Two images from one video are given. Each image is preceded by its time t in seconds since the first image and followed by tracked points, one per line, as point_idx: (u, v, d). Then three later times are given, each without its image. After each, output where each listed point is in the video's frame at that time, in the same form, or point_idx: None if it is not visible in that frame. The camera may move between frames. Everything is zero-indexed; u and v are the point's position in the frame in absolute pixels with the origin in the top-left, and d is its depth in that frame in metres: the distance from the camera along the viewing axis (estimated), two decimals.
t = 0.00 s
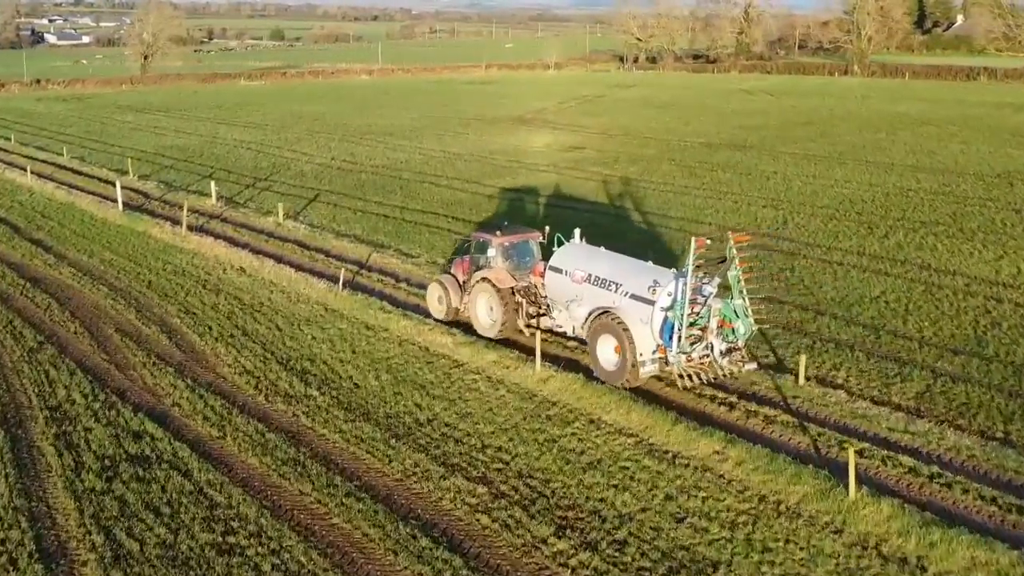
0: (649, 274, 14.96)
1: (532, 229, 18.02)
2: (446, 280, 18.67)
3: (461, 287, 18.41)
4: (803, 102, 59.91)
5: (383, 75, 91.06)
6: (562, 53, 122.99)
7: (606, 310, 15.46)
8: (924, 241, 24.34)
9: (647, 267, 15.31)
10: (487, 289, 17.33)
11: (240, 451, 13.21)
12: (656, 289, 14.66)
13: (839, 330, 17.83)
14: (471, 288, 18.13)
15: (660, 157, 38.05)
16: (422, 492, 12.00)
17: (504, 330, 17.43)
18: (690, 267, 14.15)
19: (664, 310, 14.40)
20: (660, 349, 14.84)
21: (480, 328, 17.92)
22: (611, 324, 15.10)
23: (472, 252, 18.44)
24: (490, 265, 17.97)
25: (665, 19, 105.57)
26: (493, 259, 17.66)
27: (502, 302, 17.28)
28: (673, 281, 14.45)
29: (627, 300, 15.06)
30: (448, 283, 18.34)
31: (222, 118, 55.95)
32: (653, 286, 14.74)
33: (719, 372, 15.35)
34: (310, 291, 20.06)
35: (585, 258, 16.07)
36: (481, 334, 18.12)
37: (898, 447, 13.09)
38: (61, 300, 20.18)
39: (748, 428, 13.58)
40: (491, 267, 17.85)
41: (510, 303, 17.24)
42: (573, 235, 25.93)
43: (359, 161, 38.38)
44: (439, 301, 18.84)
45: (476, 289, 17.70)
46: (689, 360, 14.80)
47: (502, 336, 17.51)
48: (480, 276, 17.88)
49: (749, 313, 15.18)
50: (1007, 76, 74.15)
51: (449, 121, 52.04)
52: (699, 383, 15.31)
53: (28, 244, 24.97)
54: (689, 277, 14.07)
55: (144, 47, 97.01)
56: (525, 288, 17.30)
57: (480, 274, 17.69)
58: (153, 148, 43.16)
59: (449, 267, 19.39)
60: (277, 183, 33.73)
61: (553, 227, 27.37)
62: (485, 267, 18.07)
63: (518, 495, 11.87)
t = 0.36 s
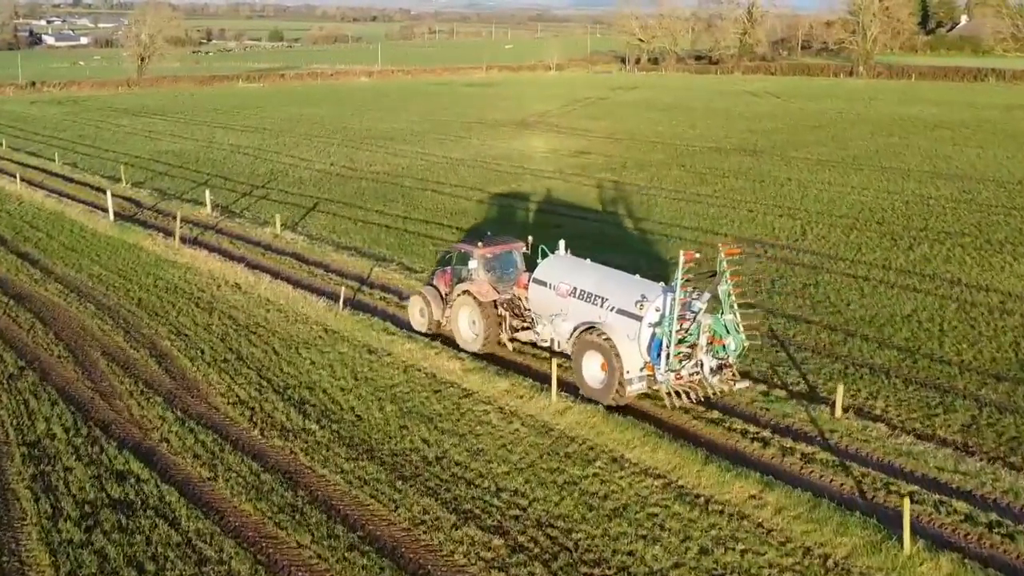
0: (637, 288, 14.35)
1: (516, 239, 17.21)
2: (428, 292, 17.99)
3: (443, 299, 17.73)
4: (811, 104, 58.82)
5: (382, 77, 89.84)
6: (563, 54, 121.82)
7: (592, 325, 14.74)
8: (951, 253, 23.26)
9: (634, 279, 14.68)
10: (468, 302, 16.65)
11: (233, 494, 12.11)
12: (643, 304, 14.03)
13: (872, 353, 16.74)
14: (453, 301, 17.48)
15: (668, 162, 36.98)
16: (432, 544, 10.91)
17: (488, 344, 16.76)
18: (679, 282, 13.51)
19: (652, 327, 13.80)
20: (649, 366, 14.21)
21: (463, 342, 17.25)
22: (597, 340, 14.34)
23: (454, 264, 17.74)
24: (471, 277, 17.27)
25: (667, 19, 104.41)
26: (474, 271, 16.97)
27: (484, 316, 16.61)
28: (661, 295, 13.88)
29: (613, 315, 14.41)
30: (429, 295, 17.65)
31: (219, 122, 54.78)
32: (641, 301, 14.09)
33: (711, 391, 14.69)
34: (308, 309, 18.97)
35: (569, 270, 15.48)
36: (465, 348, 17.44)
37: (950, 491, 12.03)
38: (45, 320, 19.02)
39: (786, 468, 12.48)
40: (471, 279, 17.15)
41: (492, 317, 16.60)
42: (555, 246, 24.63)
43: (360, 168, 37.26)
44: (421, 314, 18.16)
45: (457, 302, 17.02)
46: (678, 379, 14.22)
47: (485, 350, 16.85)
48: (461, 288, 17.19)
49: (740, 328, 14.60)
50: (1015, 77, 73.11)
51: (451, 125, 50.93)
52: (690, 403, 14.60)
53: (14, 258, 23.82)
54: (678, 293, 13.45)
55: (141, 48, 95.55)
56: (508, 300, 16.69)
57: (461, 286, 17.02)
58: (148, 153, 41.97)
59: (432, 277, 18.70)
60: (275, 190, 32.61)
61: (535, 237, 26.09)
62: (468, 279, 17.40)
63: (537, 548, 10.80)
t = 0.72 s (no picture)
0: (626, 300, 14.04)
1: (504, 249, 16.94)
2: (415, 302, 17.69)
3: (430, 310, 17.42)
4: (819, 107, 57.89)
5: (382, 80, 88.82)
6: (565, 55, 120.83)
7: (579, 338, 14.47)
8: (979, 265, 22.37)
9: (622, 290, 14.41)
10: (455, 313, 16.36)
11: (232, 537, 11.19)
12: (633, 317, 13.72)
13: (907, 375, 15.86)
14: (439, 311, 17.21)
15: (677, 168, 36.10)
16: None
17: (474, 356, 16.45)
18: (668, 294, 13.24)
19: (641, 341, 13.49)
20: (638, 381, 13.91)
21: (450, 355, 16.93)
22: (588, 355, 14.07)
23: (441, 273, 17.47)
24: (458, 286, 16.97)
25: (670, 20, 103.45)
26: (461, 280, 16.67)
27: (471, 327, 16.29)
28: (650, 308, 13.61)
29: (602, 328, 14.12)
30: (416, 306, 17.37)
31: (217, 126, 53.86)
32: (630, 313, 13.77)
33: (702, 406, 14.38)
34: (310, 327, 18.11)
35: (556, 281, 15.24)
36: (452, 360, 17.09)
37: (1007, 533, 11.14)
38: (34, 339, 18.08)
39: (827, 507, 11.60)
40: (459, 289, 16.85)
41: (479, 328, 16.29)
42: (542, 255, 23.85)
43: (362, 174, 36.35)
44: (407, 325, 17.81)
45: (443, 313, 16.71)
46: (668, 393, 13.89)
47: (471, 362, 16.55)
48: (448, 298, 16.89)
49: (731, 340, 14.28)
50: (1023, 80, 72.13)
51: (453, 129, 50.06)
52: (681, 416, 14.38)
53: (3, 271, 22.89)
54: (666, 305, 13.17)
55: (139, 51, 94.30)
56: (495, 311, 16.40)
57: (447, 296, 16.74)
58: (145, 159, 41.04)
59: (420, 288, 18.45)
60: (275, 198, 31.71)
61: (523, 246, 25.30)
62: (455, 288, 17.10)
63: None
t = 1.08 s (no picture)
0: (619, 312, 13.57)
1: (494, 258, 16.49)
2: (406, 314, 17.29)
3: (420, 322, 17.01)
4: (830, 110, 56.91)
5: (383, 83, 87.80)
6: (567, 57, 119.83)
7: (572, 351, 14.07)
8: (1017, 279, 21.44)
9: (616, 302, 13.95)
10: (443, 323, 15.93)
11: None
12: (626, 330, 13.24)
13: (957, 401, 14.93)
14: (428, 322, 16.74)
15: (691, 174, 35.15)
16: None
17: (465, 368, 15.96)
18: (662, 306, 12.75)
19: (635, 355, 13.00)
20: (632, 397, 13.40)
21: (440, 368, 16.43)
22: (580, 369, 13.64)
23: (431, 284, 17.08)
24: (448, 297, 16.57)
25: (673, 22, 102.46)
26: (450, 291, 16.29)
27: (460, 338, 15.85)
28: (644, 320, 13.15)
29: (594, 341, 13.60)
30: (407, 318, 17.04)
31: (218, 131, 52.83)
32: (623, 325, 13.34)
33: (697, 422, 13.89)
34: (320, 349, 17.14)
35: (548, 293, 14.74)
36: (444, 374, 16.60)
37: None
38: (28, 362, 17.07)
39: (892, 555, 10.67)
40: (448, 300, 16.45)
41: (469, 339, 15.79)
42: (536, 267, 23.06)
43: (367, 181, 35.36)
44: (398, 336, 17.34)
45: (432, 324, 16.30)
46: (663, 410, 13.38)
47: (462, 375, 16.05)
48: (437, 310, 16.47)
49: (729, 354, 13.78)
50: None
51: (459, 134, 49.09)
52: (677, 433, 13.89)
53: None
54: (661, 318, 12.69)
55: (138, 54, 93.10)
56: (485, 322, 15.90)
57: (436, 307, 16.28)
58: (144, 166, 40.01)
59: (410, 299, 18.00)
60: (279, 207, 30.73)
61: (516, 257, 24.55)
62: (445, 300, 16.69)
63: None
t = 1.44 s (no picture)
0: (617, 323, 13.20)
1: (491, 267, 16.33)
2: (400, 322, 17.12)
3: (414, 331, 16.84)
4: (841, 112, 56.12)
5: (386, 85, 87.03)
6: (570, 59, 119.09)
7: (569, 362, 13.63)
8: None
9: (613, 311, 13.65)
10: (439, 332, 15.78)
11: None
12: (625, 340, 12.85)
13: (1010, 426, 14.16)
14: (423, 331, 16.60)
15: (706, 180, 34.38)
16: None
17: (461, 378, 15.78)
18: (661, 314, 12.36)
19: (634, 366, 12.58)
20: (630, 409, 12.96)
21: (435, 378, 16.25)
22: (579, 380, 13.26)
23: (425, 292, 16.93)
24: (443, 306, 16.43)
25: (678, 24, 101.68)
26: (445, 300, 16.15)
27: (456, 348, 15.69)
28: (643, 331, 12.79)
29: (592, 351, 13.23)
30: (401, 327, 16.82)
31: (221, 135, 52.05)
32: (621, 335, 12.97)
33: (697, 435, 13.44)
34: (336, 369, 16.35)
35: (544, 302, 14.50)
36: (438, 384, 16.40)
37: None
38: (30, 383, 16.27)
39: None
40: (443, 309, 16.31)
41: (464, 350, 15.63)
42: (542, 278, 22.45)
43: (375, 187, 34.58)
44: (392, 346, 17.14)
45: (428, 334, 16.14)
46: (661, 422, 12.93)
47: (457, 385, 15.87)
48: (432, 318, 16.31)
49: (729, 365, 13.26)
50: None
51: (467, 138, 48.31)
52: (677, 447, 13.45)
53: None
54: (661, 327, 12.28)
55: (138, 56, 92.42)
56: (481, 333, 15.73)
57: (432, 316, 16.13)
58: (146, 171, 39.27)
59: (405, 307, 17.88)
60: (286, 214, 29.95)
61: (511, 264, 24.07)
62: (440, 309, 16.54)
63: None
